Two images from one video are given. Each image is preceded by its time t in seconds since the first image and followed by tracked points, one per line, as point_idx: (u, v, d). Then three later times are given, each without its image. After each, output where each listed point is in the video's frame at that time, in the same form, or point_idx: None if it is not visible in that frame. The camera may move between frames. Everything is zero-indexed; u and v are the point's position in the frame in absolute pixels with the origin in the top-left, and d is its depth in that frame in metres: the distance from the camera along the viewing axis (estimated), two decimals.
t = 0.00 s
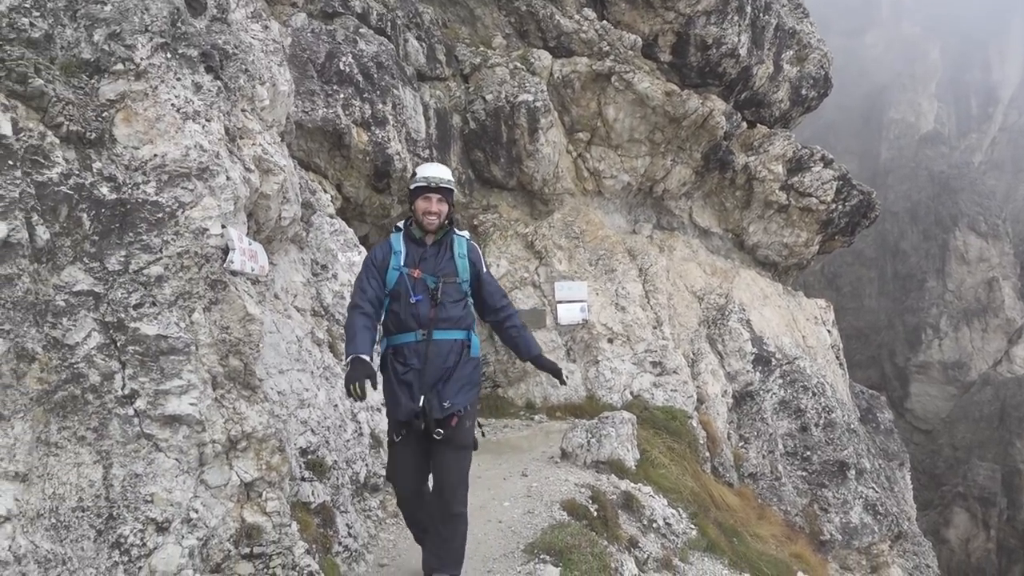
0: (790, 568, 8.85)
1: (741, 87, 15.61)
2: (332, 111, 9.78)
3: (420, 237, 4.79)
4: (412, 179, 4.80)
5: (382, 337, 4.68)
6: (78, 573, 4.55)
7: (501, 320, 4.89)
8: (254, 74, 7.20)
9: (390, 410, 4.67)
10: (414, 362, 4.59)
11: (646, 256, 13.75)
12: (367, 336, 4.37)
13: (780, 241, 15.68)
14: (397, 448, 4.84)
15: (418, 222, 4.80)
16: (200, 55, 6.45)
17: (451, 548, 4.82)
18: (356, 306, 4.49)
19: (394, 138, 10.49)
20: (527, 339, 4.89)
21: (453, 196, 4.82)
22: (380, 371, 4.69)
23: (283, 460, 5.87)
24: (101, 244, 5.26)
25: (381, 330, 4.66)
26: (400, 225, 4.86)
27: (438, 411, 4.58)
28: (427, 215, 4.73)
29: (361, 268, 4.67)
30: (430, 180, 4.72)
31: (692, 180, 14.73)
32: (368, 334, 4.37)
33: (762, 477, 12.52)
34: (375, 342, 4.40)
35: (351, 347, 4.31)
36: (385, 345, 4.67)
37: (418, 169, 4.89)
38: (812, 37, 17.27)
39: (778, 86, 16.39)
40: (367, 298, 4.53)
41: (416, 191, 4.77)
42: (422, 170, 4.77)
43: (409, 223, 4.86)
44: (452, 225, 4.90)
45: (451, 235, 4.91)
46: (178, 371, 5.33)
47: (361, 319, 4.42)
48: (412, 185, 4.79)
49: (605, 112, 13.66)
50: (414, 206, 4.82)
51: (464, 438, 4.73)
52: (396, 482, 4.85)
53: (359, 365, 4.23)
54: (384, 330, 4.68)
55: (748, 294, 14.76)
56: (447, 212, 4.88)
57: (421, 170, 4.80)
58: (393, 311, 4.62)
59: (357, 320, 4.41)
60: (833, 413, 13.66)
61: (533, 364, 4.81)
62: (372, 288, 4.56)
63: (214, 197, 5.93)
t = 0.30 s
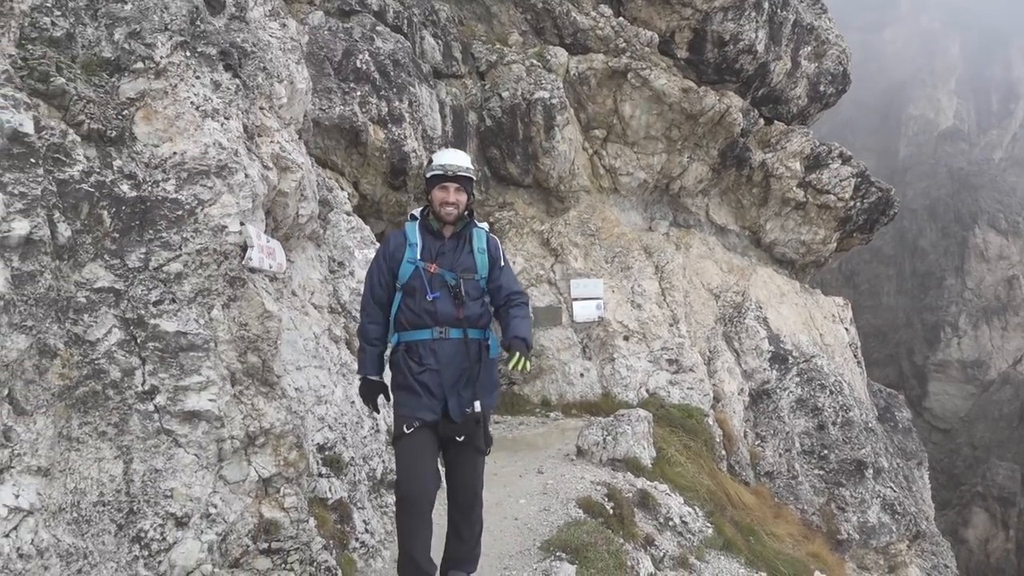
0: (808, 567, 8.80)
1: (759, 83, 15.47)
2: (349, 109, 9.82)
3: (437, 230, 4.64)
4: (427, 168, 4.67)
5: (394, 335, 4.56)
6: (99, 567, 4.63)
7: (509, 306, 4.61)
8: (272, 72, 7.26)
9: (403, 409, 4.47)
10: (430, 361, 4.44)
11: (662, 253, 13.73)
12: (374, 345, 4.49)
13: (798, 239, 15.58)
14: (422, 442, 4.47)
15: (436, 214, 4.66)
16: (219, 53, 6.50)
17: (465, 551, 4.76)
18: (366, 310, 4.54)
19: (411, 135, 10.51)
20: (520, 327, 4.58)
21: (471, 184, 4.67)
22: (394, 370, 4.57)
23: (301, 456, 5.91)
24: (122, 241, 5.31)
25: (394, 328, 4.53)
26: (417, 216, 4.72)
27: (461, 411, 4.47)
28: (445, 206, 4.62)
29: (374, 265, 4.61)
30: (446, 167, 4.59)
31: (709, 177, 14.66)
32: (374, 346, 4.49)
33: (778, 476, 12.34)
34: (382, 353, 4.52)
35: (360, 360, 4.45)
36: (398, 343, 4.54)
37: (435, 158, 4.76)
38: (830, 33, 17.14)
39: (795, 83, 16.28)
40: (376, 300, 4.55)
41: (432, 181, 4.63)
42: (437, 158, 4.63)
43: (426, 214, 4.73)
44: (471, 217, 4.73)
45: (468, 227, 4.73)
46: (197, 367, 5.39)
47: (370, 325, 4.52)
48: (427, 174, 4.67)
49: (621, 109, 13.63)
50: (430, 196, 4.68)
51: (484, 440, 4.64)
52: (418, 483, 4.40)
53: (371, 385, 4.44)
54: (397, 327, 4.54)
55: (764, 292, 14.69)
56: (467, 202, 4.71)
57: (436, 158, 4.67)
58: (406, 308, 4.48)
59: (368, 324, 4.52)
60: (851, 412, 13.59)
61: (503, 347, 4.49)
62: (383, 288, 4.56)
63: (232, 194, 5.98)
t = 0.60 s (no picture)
0: (823, 569, 8.75)
1: (775, 83, 15.40)
2: (365, 109, 9.86)
3: (435, 236, 4.23)
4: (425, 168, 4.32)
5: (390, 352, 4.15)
6: (117, 564, 4.69)
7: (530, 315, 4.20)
8: (289, 73, 7.31)
9: (401, 437, 4.09)
10: (430, 382, 4.04)
11: (677, 254, 13.70)
12: (367, 365, 4.08)
13: (814, 239, 15.48)
14: (429, 481, 4.09)
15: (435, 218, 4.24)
16: (236, 54, 6.54)
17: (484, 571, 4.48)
18: (359, 326, 4.14)
19: (426, 135, 10.54)
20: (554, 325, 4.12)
21: (470, 185, 4.28)
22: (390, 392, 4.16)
23: (316, 456, 6.01)
24: (140, 241, 5.35)
25: (390, 345, 4.12)
26: (414, 222, 4.31)
27: (464, 437, 4.08)
28: (445, 207, 4.20)
29: (367, 276, 4.21)
30: (446, 167, 4.24)
31: (725, 177, 14.60)
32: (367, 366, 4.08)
33: (794, 478, 12.37)
34: (376, 371, 4.13)
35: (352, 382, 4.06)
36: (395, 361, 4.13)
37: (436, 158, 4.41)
38: (847, 32, 17.03)
39: (812, 83, 16.18)
40: (371, 314, 4.15)
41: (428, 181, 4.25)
42: (436, 157, 4.28)
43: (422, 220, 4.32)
44: (472, 222, 4.32)
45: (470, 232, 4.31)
46: (213, 366, 5.45)
47: (362, 342, 4.11)
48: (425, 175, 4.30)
49: (636, 109, 13.60)
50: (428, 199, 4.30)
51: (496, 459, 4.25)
52: (428, 525, 4.05)
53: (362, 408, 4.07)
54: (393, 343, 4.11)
55: (780, 292, 14.61)
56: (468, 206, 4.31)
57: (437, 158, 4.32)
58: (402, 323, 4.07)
59: (361, 341, 4.12)
60: (867, 414, 13.50)
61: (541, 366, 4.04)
62: (377, 302, 4.17)
63: (249, 195, 6.01)
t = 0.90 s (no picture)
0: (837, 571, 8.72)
1: (789, 83, 15.33)
2: (379, 110, 9.89)
3: (430, 234, 3.97)
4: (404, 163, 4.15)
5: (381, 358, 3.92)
6: (134, 562, 4.77)
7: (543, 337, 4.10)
8: (303, 74, 7.36)
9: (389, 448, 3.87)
10: (419, 392, 3.76)
11: (690, 254, 13.69)
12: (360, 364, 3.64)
13: (829, 239, 15.40)
14: (415, 496, 3.92)
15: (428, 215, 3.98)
16: (252, 55, 6.57)
17: None
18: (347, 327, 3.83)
19: (439, 136, 10.57)
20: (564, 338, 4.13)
21: (438, 175, 3.95)
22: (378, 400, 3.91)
23: (330, 455, 6.04)
24: (157, 242, 5.40)
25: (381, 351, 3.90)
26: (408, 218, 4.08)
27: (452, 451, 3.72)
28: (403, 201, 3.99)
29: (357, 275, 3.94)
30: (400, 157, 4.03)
31: (738, 177, 14.55)
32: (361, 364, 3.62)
33: (807, 479, 12.40)
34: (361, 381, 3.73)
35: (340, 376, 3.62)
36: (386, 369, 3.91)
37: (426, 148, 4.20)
38: (862, 31, 16.92)
39: (826, 83, 16.09)
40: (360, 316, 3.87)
41: (406, 176, 4.04)
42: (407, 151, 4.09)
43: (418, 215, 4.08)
44: (468, 218, 4.07)
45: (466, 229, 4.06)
46: (228, 366, 5.51)
47: (353, 337, 3.70)
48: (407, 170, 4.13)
49: (649, 109, 13.58)
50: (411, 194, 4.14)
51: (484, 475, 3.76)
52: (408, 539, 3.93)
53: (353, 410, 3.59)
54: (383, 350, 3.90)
55: (795, 293, 14.55)
56: (445, 199, 4.01)
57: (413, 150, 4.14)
58: (393, 328, 3.85)
59: (349, 338, 3.69)
60: (882, 415, 13.43)
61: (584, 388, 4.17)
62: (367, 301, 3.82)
63: (265, 195, 6.03)
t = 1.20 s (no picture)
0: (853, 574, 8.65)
1: (803, 83, 15.26)
2: (393, 111, 9.92)
3: (432, 240, 3.75)
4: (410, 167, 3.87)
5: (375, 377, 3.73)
6: (151, 560, 4.81)
7: (532, 369, 3.85)
8: (318, 75, 7.40)
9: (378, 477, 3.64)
10: (410, 417, 3.52)
11: (704, 255, 13.67)
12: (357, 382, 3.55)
13: (843, 240, 15.30)
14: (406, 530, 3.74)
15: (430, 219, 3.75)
16: (267, 56, 6.65)
17: None
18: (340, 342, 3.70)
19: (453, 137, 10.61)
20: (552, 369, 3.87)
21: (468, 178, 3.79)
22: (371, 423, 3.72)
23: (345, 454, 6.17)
24: (173, 242, 5.43)
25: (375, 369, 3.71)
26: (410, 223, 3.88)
27: (440, 490, 3.49)
28: (425, 206, 3.71)
29: (354, 284, 3.78)
30: (424, 158, 3.75)
31: (752, 178, 14.49)
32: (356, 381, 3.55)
33: (822, 481, 12.29)
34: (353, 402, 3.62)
35: (337, 396, 3.51)
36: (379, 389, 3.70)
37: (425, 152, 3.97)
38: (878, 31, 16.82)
39: (841, 82, 16.00)
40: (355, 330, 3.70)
41: (422, 179, 3.78)
42: (416, 153, 3.82)
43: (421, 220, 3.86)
44: (476, 224, 3.83)
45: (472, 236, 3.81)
46: (244, 366, 5.59)
47: (350, 353, 3.59)
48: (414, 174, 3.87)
49: (663, 110, 13.55)
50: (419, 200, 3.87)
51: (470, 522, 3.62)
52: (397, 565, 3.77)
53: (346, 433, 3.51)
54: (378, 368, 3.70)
55: (809, 294, 14.47)
56: (463, 204, 3.82)
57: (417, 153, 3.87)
58: (386, 343, 3.64)
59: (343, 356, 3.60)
60: (897, 417, 13.35)
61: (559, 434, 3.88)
62: (361, 314, 3.67)
63: (280, 195, 6.11)
